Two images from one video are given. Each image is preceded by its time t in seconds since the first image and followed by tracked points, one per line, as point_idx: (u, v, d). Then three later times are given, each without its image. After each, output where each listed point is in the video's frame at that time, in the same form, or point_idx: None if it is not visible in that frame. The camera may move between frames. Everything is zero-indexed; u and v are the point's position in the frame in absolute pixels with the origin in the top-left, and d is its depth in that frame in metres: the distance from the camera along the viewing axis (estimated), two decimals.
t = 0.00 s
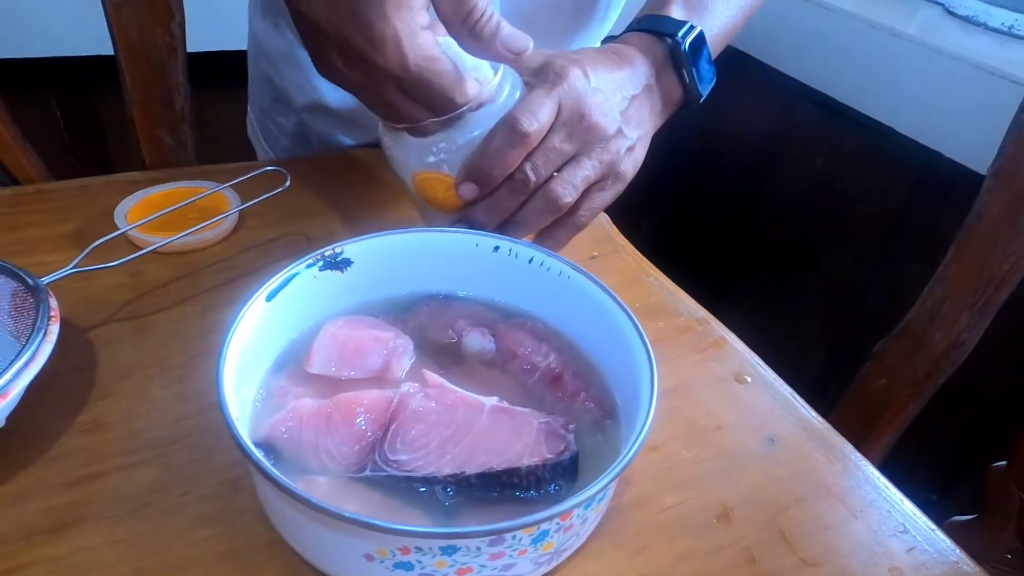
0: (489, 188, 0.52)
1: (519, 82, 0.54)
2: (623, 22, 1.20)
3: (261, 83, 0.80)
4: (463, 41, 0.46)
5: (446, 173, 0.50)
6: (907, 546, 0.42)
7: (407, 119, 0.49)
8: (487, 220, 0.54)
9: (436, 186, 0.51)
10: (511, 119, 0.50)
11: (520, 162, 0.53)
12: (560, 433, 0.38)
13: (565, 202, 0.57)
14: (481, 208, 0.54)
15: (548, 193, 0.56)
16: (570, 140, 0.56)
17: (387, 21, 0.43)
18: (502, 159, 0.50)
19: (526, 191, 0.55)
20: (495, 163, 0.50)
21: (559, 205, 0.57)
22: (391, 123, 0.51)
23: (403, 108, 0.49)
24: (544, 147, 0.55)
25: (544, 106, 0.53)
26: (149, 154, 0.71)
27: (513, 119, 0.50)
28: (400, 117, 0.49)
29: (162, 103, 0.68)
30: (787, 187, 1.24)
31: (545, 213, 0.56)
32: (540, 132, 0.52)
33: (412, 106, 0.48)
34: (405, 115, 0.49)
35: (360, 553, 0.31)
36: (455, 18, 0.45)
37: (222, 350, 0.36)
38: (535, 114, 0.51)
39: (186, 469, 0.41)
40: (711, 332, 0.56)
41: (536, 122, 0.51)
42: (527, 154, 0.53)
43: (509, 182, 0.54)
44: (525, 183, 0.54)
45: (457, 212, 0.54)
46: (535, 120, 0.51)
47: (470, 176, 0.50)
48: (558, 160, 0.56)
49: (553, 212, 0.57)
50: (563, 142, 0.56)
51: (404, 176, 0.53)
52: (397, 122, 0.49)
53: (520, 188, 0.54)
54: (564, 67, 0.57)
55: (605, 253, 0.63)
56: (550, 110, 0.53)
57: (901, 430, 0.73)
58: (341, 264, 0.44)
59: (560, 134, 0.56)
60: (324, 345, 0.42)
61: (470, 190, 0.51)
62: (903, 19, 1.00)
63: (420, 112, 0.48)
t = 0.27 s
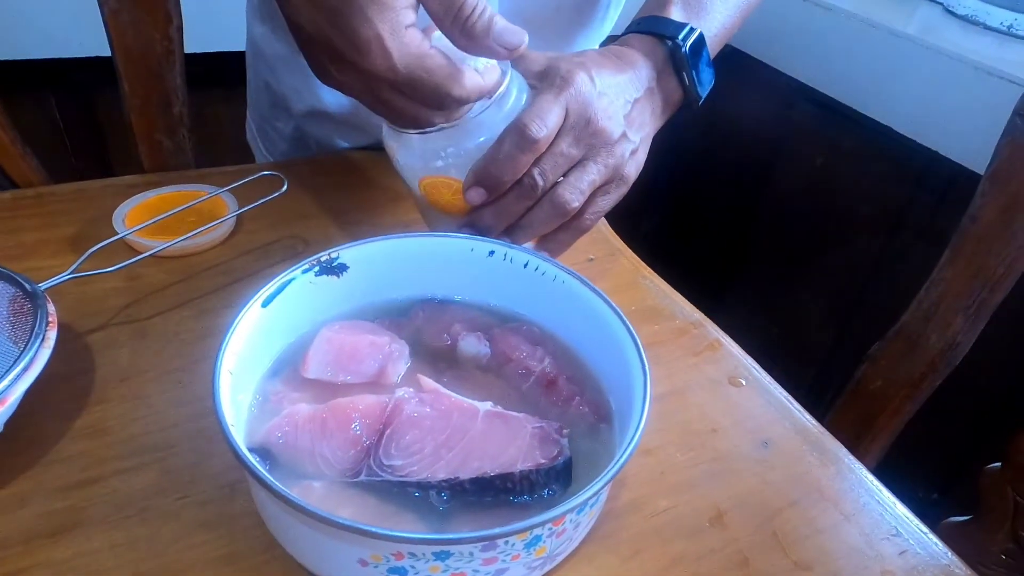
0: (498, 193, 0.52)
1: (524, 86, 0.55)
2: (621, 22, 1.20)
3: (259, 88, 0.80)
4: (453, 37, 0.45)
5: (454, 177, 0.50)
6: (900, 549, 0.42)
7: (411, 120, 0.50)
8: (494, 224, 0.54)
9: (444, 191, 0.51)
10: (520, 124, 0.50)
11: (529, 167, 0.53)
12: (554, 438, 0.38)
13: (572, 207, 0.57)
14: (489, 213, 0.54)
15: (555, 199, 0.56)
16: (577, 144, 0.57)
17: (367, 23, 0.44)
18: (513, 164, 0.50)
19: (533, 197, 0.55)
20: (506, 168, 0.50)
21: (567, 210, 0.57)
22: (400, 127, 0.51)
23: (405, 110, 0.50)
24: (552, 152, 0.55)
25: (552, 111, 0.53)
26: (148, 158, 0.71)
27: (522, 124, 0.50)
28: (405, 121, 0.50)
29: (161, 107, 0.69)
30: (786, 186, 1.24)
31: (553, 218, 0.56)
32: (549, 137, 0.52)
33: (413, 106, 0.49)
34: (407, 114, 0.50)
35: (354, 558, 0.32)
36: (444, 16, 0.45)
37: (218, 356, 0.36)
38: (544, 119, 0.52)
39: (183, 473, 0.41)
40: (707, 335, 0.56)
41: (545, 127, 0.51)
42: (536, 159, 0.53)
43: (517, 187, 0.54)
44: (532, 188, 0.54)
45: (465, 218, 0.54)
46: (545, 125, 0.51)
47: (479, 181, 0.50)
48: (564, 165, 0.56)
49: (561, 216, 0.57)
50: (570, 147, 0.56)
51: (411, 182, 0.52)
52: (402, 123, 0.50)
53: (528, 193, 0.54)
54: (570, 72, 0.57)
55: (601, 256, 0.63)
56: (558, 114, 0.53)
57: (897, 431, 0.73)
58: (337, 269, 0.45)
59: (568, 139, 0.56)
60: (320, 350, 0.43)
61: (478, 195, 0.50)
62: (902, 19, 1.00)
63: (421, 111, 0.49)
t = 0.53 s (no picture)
0: (505, 197, 0.52)
1: (529, 89, 0.55)
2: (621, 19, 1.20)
3: (258, 88, 0.80)
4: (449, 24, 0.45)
5: (459, 181, 0.51)
6: (898, 548, 0.42)
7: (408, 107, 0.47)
8: (501, 227, 0.55)
9: (448, 194, 0.52)
10: (528, 128, 0.50)
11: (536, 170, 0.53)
12: (552, 437, 0.38)
13: (578, 210, 0.56)
14: (494, 216, 0.54)
15: (560, 202, 0.56)
16: (583, 147, 0.56)
17: None
18: (520, 168, 0.50)
19: (540, 200, 0.54)
20: (512, 171, 0.50)
21: (572, 214, 0.56)
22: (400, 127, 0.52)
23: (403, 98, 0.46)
24: (557, 155, 0.55)
25: (558, 115, 0.53)
26: (148, 157, 0.71)
27: (530, 128, 0.50)
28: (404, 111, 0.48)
29: (160, 107, 0.69)
30: (786, 184, 1.24)
31: (558, 221, 0.56)
32: (556, 141, 0.52)
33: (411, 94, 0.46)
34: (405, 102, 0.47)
35: (353, 557, 0.32)
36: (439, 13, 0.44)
37: (216, 356, 0.36)
38: (551, 124, 0.52)
39: (182, 474, 0.41)
40: (705, 334, 0.56)
41: (552, 130, 0.52)
42: (542, 162, 0.53)
43: (524, 191, 0.54)
44: (539, 191, 0.54)
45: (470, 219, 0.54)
46: (552, 129, 0.52)
47: (485, 185, 0.50)
48: (570, 168, 0.56)
49: (565, 219, 0.56)
50: (576, 150, 0.56)
51: (415, 186, 0.52)
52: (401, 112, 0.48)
53: (535, 196, 0.54)
54: (573, 74, 0.57)
55: (600, 255, 0.63)
56: (563, 117, 0.53)
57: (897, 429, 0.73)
58: (336, 269, 0.45)
59: (574, 142, 0.56)
60: (319, 350, 0.43)
61: (484, 199, 0.51)
62: (902, 16, 1.00)
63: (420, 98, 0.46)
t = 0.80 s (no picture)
0: (507, 189, 0.52)
1: (530, 82, 0.55)
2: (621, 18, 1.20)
3: (257, 87, 0.80)
4: (453, 14, 0.47)
5: (461, 174, 0.51)
6: (899, 547, 0.42)
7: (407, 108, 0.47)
8: (502, 220, 0.55)
9: (450, 187, 0.52)
10: (529, 119, 0.51)
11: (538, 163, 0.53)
12: (553, 437, 0.38)
13: (580, 203, 0.57)
14: (497, 208, 0.54)
15: (562, 194, 0.56)
16: (584, 140, 0.56)
17: None
18: (521, 160, 0.50)
19: (542, 193, 0.55)
20: (513, 164, 0.50)
21: (574, 206, 0.57)
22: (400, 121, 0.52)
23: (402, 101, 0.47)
24: (559, 148, 0.55)
25: (558, 106, 0.53)
26: (148, 157, 0.71)
27: (531, 120, 0.51)
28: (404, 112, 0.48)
29: (160, 107, 0.69)
30: (787, 182, 1.24)
31: (561, 213, 0.56)
32: (557, 133, 0.52)
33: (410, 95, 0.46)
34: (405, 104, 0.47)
35: (355, 557, 0.32)
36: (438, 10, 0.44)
37: (218, 357, 0.36)
38: (551, 115, 0.52)
39: (183, 473, 0.41)
40: (706, 333, 0.56)
41: (553, 122, 0.52)
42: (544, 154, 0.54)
43: (526, 183, 0.54)
44: (540, 184, 0.54)
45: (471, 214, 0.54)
46: (552, 121, 0.52)
47: (488, 178, 0.51)
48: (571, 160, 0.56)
49: (569, 211, 0.57)
50: (578, 142, 0.56)
51: (417, 181, 0.52)
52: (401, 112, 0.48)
53: (537, 189, 0.54)
54: (575, 67, 0.57)
55: (601, 254, 0.63)
56: (564, 110, 0.54)
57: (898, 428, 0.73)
58: (337, 269, 0.45)
59: (575, 134, 0.56)
60: (320, 350, 0.43)
61: (486, 192, 0.51)
62: (903, 14, 0.99)
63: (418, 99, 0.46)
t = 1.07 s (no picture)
0: (521, 189, 0.53)
1: (541, 83, 0.56)
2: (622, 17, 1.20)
3: (258, 87, 0.80)
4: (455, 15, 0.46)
5: (476, 174, 0.51)
6: (899, 547, 0.42)
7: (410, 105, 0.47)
8: (515, 219, 0.55)
9: (466, 187, 0.51)
10: (545, 121, 0.51)
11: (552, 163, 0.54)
12: (555, 439, 0.39)
13: (592, 203, 0.57)
14: (511, 208, 0.54)
15: (574, 194, 0.56)
16: (595, 140, 0.57)
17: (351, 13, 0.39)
18: (537, 160, 0.51)
19: (555, 193, 0.55)
20: (530, 164, 0.51)
21: (586, 206, 0.57)
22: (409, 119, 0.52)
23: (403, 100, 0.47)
24: (572, 148, 0.55)
25: (571, 108, 0.54)
26: (150, 158, 0.72)
27: (546, 121, 0.51)
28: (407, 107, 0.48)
29: (162, 108, 0.69)
30: (788, 181, 1.24)
31: (573, 214, 0.56)
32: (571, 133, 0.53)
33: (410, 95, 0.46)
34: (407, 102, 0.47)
35: (359, 559, 0.32)
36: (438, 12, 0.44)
37: (222, 360, 0.36)
38: (565, 116, 0.52)
39: (187, 475, 0.41)
40: (707, 334, 0.56)
41: (568, 123, 0.52)
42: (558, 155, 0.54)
43: (540, 183, 0.54)
44: (553, 184, 0.54)
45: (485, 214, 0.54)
46: (567, 121, 0.52)
47: (503, 177, 0.51)
48: (583, 160, 0.56)
49: (581, 211, 0.57)
50: (590, 142, 0.57)
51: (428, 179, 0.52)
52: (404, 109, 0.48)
53: (551, 189, 0.55)
54: (585, 68, 0.58)
55: (603, 254, 0.63)
56: (576, 111, 0.54)
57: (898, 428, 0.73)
58: (339, 271, 0.45)
59: (587, 135, 0.56)
60: (323, 352, 0.43)
61: (502, 191, 0.51)
62: (905, 13, 0.99)
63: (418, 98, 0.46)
